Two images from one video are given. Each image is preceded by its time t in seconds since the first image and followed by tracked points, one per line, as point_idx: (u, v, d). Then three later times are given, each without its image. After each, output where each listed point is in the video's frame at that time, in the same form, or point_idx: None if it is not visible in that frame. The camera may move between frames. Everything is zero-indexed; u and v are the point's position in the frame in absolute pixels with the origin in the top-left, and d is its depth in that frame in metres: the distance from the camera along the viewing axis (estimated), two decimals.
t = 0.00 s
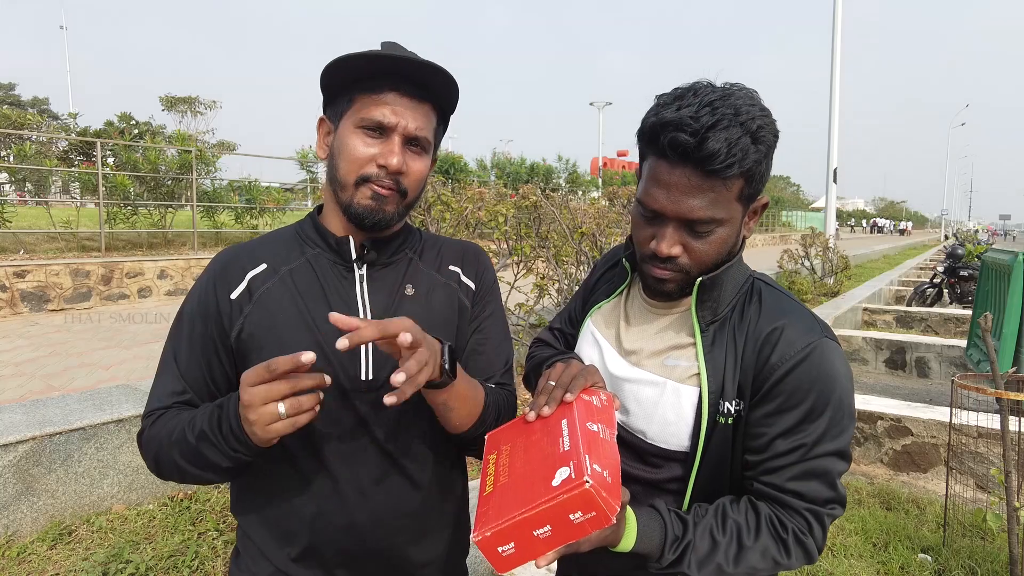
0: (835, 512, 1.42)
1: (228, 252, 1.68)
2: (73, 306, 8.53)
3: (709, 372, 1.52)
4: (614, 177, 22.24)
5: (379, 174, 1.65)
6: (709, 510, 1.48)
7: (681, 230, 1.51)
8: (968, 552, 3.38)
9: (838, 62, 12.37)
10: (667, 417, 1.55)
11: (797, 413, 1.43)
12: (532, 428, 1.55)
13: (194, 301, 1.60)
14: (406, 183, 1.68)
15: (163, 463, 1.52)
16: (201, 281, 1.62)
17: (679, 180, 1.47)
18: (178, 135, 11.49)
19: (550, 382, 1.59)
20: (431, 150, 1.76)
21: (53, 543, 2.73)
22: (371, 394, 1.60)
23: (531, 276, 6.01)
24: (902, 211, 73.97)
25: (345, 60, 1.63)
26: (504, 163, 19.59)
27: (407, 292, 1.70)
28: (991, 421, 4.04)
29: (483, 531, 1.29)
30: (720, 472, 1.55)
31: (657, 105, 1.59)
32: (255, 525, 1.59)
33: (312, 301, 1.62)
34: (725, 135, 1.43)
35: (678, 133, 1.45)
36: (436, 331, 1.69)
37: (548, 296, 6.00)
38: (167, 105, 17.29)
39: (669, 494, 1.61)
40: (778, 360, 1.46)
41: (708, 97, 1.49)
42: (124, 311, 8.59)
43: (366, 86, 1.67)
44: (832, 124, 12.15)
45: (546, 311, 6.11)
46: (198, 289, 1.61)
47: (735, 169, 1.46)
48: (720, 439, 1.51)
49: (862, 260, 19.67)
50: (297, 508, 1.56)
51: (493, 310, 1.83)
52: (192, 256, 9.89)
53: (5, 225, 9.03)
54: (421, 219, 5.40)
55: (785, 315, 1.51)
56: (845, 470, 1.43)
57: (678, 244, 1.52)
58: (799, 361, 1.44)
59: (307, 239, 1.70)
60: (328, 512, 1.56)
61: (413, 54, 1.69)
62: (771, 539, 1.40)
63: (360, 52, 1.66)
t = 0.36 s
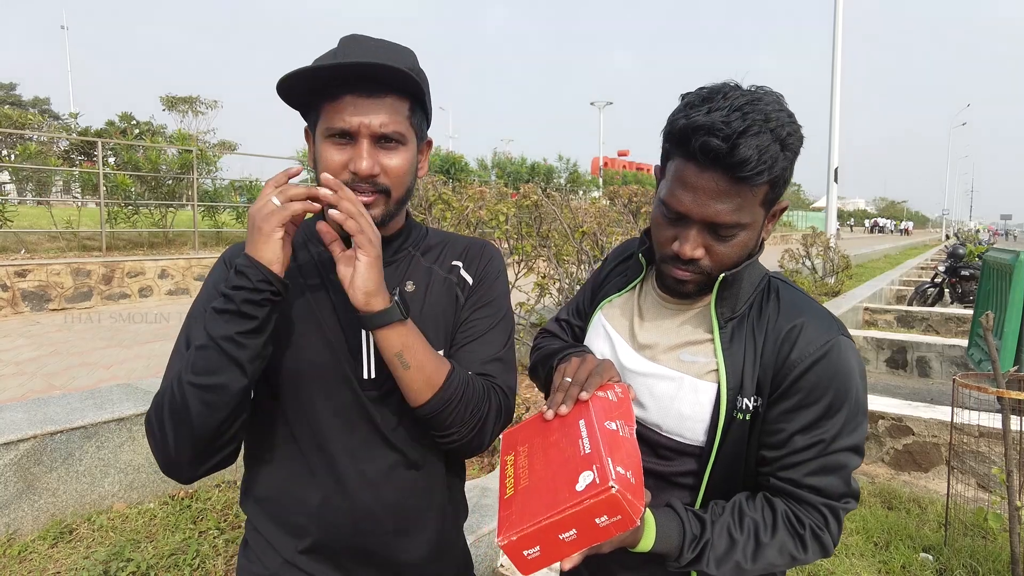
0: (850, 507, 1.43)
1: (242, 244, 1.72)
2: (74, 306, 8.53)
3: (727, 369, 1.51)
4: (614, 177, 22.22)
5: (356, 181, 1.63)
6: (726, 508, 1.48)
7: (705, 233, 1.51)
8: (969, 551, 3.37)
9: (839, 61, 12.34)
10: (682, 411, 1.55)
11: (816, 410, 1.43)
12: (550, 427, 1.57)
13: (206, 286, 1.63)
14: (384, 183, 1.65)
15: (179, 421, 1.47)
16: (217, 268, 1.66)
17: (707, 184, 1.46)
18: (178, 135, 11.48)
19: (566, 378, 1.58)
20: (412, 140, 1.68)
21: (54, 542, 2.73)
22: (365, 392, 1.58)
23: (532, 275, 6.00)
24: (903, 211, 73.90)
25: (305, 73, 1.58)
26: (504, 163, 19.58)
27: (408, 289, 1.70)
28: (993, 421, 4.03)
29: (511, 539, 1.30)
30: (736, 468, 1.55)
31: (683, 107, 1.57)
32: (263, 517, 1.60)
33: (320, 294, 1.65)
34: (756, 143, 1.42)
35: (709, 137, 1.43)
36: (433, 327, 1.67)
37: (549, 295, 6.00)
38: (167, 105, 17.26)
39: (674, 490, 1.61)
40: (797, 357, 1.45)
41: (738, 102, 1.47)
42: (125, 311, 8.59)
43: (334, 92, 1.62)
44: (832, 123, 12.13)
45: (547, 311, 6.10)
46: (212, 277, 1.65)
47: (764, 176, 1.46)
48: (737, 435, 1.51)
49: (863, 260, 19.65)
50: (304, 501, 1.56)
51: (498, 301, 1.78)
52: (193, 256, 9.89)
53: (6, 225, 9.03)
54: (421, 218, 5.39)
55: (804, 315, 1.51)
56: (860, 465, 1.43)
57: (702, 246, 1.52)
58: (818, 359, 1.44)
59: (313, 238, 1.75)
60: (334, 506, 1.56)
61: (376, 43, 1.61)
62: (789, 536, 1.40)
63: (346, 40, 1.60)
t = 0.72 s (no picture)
0: (864, 498, 1.44)
1: (219, 249, 1.67)
2: (74, 305, 8.54)
3: (739, 368, 1.50)
4: (615, 177, 22.21)
5: (349, 192, 1.60)
6: (743, 510, 1.46)
7: (710, 233, 1.50)
8: (969, 551, 3.37)
9: (840, 61, 12.33)
10: (694, 412, 1.54)
11: (829, 406, 1.44)
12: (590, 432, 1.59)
13: (186, 299, 1.58)
14: (379, 195, 1.61)
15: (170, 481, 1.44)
16: (197, 277, 1.61)
17: (713, 185, 1.46)
18: (178, 135, 11.48)
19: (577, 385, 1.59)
20: (413, 150, 1.67)
21: (54, 541, 2.73)
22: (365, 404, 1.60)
23: (532, 275, 6.00)
24: (903, 210, 73.88)
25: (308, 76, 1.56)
26: (504, 163, 19.57)
27: (406, 298, 1.70)
28: (994, 420, 4.03)
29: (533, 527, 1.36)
30: (748, 467, 1.54)
31: (686, 108, 1.57)
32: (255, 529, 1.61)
33: (308, 305, 1.63)
34: (760, 141, 1.42)
35: (714, 138, 1.43)
36: (436, 340, 1.70)
37: (549, 295, 6.00)
38: (167, 104, 17.26)
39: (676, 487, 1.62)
40: (810, 354, 1.45)
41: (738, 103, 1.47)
42: (125, 310, 8.59)
43: (334, 94, 1.60)
44: (833, 123, 12.12)
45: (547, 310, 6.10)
46: (191, 287, 1.60)
47: (769, 174, 1.46)
48: (750, 433, 1.50)
49: (864, 259, 19.64)
50: (294, 512, 1.57)
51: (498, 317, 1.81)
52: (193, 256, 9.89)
53: (7, 224, 9.05)
54: (421, 217, 5.39)
55: (813, 313, 1.51)
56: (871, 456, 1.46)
57: (707, 246, 1.51)
58: (829, 356, 1.44)
59: (302, 240, 1.70)
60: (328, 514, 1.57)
61: (386, 44, 1.61)
62: (809, 531, 1.40)
63: (369, 36, 1.61)
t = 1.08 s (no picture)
0: (865, 490, 1.45)
1: (192, 255, 1.64)
2: (74, 305, 8.54)
3: (737, 367, 1.50)
4: (615, 176, 22.18)
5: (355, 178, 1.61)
6: (748, 514, 1.45)
7: (696, 234, 1.50)
8: (970, 551, 3.37)
9: (841, 60, 12.30)
10: (695, 412, 1.53)
11: (828, 401, 1.44)
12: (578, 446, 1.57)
13: (154, 309, 1.54)
14: (390, 185, 1.63)
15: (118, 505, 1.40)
16: (168, 284, 1.57)
17: (692, 188, 1.46)
18: (178, 135, 11.48)
19: (575, 407, 1.58)
20: (420, 145, 1.70)
21: (54, 541, 2.73)
22: (346, 426, 1.59)
23: (532, 275, 5.99)
24: (903, 210, 73.88)
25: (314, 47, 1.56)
26: (504, 163, 19.56)
27: (394, 309, 1.69)
28: (995, 420, 4.02)
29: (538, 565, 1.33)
30: (749, 466, 1.53)
31: (661, 113, 1.56)
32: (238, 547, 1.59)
33: (287, 317, 1.60)
34: (735, 142, 1.42)
35: (689, 143, 1.43)
36: (428, 351, 1.68)
37: (549, 295, 6.00)
38: (168, 104, 17.25)
39: (676, 487, 1.62)
40: (806, 350, 1.45)
41: (712, 103, 1.47)
42: (125, 310, 8.59)
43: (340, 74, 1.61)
44: (834, 122, 12.11)
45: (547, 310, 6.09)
46: (159, 296, 1.56)
47: (747, 174, 1.47)
48: (751, 431, 1.49)
49: (864, 259, 19.63)
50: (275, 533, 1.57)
51: (493, 333, 1.82)
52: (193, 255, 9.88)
53: (7, 225, 9.04)
54: (421, 217, 5.39)
55: (808, 309, 1.51)
56: (870, 448, 1.46)
57: (694, 247, 1.51)
58: (824, 352, 1.44)
59: (282, 245, 1.67)
60: (319, 529, 1.57)
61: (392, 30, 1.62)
62: (813, 530, 1.40)
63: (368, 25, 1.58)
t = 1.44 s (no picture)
0: (866, 481, 1.45)
1: (220, 242, 1.61)
2: (75, 305, 8.54)
3: (737, 365, 1.49)
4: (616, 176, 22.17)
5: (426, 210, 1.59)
6: (757, 521, 1.43)
7: (682, 234, 1.48)
8: (971, 551, 3.37)
9: (841, 59, 12.30)
10: (696, 412, 1.51)
11: (827, 396, 1.43)
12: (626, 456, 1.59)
13: (187, 293, 1.49)
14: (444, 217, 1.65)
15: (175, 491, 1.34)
16: (202, 267, 1.53)
17: (672, 189, 1.45)
18: (179, 134, 11.48)
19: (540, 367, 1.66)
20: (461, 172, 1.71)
21: (55, 541, 2.72)
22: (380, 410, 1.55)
23: (532, 274, 5.99)
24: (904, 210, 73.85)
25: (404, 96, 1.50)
26: (505, 162, 19.57)
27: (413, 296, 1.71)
28: (996, 420, 4.01)
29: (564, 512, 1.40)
30: (752, 466, 1.51)
31: (638, 118, 1.54)
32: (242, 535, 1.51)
33: (319, 304, 1.61)
34: (710, 141, 1.41)
35: (663, 145, 1.42)
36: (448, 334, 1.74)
37: (549, 294, 6.00)
38: (169, 103, 17.27)
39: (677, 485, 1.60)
40: (805, 346, 1.45)
41: (687, 104, 1.46)
42: (126, 310, 8.59)
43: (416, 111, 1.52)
44: (834, 121, 12.10)
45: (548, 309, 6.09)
46: (193, 279, 1.51)
47: (726, 172, 1.44)
48: (752, 430, 1.48)
49: (864, 259, 19.64)
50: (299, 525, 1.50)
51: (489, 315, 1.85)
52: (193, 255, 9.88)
53: (7, 224, 9.04)
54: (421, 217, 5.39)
55: (804, 305, 1.51)
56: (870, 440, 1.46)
57: (681, 247, 1.49)
58: (823, 348, 1.44)
59: (307, 237, 1.67)
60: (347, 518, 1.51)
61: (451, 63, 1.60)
62: (820, 527, 1.39)
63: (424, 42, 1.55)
